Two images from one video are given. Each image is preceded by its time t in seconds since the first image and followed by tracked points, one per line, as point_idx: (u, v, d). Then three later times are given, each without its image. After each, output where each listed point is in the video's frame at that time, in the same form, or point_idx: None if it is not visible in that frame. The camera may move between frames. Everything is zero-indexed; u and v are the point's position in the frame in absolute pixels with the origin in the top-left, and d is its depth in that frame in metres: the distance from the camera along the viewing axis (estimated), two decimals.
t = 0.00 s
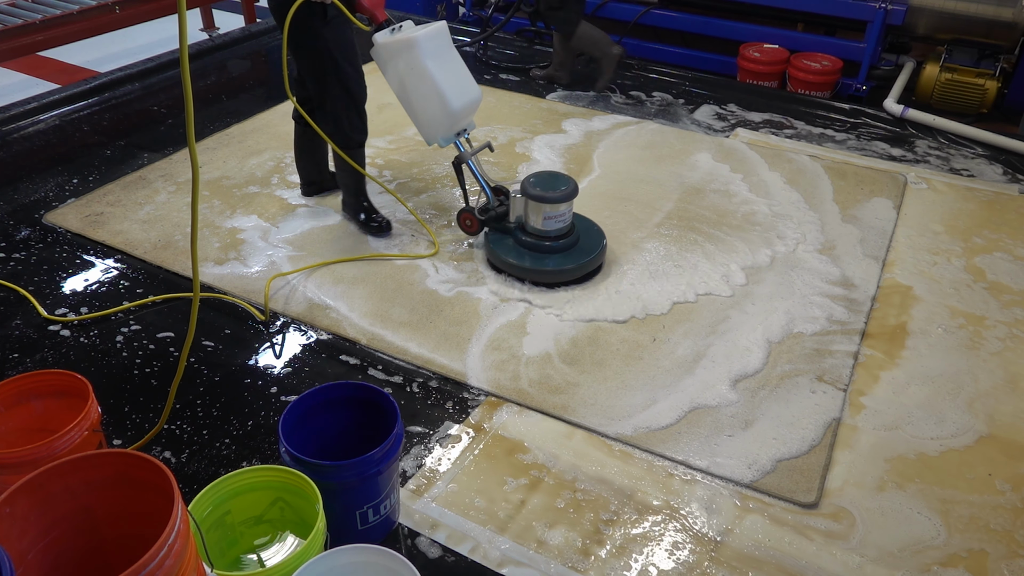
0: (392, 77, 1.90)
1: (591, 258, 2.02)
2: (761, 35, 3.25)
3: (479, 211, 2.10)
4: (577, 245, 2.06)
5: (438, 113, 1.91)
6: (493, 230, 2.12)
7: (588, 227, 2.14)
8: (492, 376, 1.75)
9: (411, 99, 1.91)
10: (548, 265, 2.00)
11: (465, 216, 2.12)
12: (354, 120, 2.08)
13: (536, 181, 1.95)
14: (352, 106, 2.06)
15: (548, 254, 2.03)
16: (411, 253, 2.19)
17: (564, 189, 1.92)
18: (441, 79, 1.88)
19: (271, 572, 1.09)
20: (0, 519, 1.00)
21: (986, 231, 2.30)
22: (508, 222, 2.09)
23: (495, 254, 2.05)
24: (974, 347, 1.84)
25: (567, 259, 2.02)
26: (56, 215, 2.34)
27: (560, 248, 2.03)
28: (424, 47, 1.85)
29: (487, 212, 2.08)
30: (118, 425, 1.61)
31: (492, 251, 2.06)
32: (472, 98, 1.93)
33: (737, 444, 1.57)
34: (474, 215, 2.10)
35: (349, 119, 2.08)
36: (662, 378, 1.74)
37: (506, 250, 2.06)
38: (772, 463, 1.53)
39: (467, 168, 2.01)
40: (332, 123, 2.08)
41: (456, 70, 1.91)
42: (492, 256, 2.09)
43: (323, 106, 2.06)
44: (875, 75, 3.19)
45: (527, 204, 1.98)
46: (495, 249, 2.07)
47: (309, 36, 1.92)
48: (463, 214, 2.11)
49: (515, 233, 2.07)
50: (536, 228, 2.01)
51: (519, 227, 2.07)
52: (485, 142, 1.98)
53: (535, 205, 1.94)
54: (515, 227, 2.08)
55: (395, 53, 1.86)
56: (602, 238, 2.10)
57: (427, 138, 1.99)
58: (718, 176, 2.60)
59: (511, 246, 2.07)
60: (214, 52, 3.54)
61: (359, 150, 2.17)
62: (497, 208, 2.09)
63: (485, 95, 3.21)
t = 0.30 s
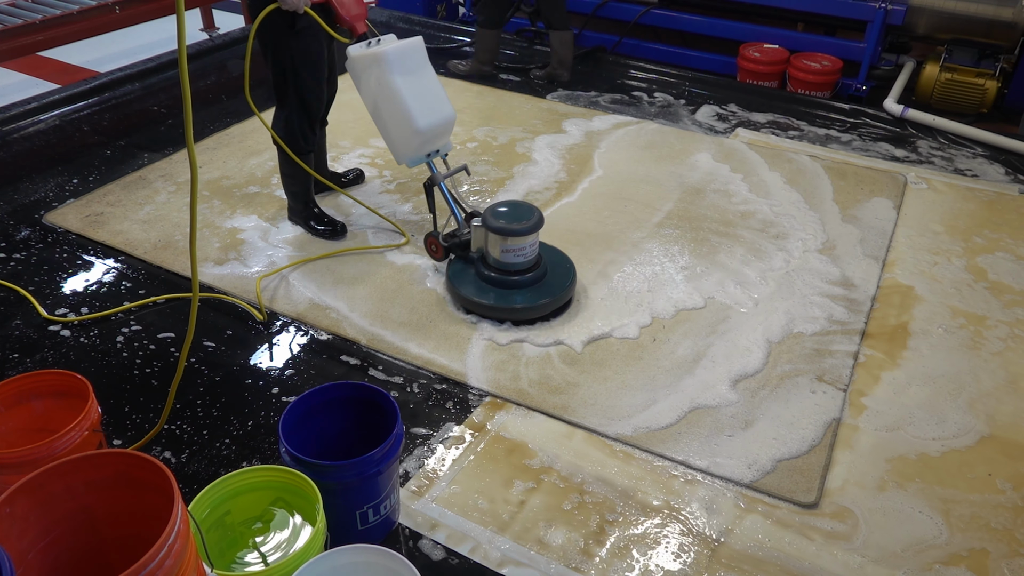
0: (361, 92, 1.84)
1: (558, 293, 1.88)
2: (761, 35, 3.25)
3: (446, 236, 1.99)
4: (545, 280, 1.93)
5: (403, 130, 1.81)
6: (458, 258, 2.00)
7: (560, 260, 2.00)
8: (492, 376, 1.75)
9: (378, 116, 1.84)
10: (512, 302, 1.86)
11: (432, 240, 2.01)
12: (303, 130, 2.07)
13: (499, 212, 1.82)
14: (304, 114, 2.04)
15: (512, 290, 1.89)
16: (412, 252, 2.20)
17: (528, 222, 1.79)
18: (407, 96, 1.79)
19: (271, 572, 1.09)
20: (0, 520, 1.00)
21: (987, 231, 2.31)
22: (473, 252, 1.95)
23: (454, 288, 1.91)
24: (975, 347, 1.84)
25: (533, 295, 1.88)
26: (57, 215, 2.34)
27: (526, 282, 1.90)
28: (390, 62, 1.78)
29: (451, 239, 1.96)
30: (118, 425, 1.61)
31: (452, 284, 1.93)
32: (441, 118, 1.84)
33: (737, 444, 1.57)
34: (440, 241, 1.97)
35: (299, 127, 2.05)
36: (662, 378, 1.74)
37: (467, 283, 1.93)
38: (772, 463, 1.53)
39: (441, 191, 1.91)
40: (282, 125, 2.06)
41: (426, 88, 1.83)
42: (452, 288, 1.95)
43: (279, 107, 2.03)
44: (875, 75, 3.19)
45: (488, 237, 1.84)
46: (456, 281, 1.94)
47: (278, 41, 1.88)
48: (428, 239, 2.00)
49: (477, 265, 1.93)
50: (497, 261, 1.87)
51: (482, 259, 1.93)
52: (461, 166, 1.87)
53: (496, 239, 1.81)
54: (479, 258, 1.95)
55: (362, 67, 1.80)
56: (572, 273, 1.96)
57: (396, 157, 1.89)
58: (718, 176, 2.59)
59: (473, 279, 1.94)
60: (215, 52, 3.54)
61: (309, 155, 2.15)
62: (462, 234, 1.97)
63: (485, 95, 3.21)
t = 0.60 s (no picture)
0: (342, 112, 1.76)
1: (534, 330, 1.75)
2: (761, 35, 3.24)
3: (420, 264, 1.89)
4: (520, 316, 1.79)
5: (377, 153, 1.71)
6: (430, 289, 1.89)
7: (540, 295, 1.86)
8: (492, 376, 1.75)
9: (355, 137, 1.75)
10: (481, 340, 1.73)
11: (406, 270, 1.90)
12: (290, 139, 2.08)
13: (467, 242, 1.68)
14: (290, 123, 2.05)
15: (484, 327, 1.76)
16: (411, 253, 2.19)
17: (497, 254, 1.64)
18: (382, 117, 1.69)
19: (271, 572, 1.09)
20: (1, 519, 1.00)
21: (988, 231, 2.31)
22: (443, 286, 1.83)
23: (421, 325, 1.79)
24: (976, 347, 1.84)
25: (506, 333, 1.75)
26: (56, 215, 2.34)
27: (498, 319, 1.76)
28: (367, 81, 1.69)
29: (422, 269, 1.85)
30: (118, 425, 1.61)
31: (420, 320, 1.80)
32: (420, 141, 1.72)
33: (737, 444, 1.57)
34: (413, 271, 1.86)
35: (284, 137, 2.07)
36: (662, 378, 1.74)
37: (437, 317, 1.81)
38: (772, 463, 1.53)
39: (422, 216, 1.79)
40: (268, 134, 2.08)
41: (406, 110, 1.73)
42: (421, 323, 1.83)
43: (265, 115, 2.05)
44: (875, 75, 3.19)
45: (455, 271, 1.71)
46: (424, 316, 1.82)
47: (257, 52, 1.90)
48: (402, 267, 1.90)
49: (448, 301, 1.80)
50: (466, 296, 1.74)
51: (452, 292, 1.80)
52: (445, 194, 1.72)
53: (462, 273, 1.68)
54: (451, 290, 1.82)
55: (340, 86, 1.72)
56: (549, 310, 1.82)
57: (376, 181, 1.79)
58: (718, 176, 2.60)
59: (444, 313, 1.81)
60: (215, 52, 3.54)
61: (302, 162, 2.15)
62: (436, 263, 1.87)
63: (485, 95, 3.21)
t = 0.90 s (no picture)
0: (337, 134, 1.77)
1: (526, 361, 1.63)
2: (761, 35, 3.25)
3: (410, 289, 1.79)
4: (513, 348, 1.68)
5: (368, 174, 1.69)
6: (419, 316, 1.78)
7: (535, 326, 1.74)
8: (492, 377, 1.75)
9: (349, 158, 1.74)
10: (469, 372, 1.62)
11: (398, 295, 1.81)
12: (285, 145, 2.08)
13: (455, 270, 1.58)
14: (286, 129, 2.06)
15: (475, 358, 1.65)
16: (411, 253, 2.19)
17: (485, 285, 1.54)
18: (372, 136, 1.68)
19: (271, 572, 1.09)
20: (0, 520, 1.00)
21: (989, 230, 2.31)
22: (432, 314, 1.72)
23: (407, 356, 1.66)
24: (977, 347, 1.84)
25: (498, 364, 1.63)
26: (56, 215, 2.34)
27: (490, 349, 1.65)
28: (357, 101, 1.69)
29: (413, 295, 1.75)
30: (118, 425, 1.61)
31: (405, 351, 1.68)
32: (411, 160, 1.69)
33: (737, 444, 1.57)
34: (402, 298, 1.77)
35: (279, 144, 2.08)
36: (662, 378, 1.74)
37: (425, 345, 1.70)
38: (772, 464, 1.53)
39: (416, 239, 1.72)
40: (265, 140, 2.09)
41: (397, 129, 1.71)
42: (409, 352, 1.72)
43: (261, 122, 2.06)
44: (875, 75, 3.19)
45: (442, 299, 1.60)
46: (413, 344, 1.71)
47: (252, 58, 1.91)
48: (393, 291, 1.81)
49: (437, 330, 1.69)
50: (454, 325, 1.63)
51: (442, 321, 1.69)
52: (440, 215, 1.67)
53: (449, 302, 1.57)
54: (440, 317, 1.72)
55: (332, 106, 1.72)
56: (542, 341, 1.70)
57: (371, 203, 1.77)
58: (718, 176, 2.60)
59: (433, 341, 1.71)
60: (215, 52, 3.54)
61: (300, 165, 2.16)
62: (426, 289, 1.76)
63: (485, 95, 3.21)
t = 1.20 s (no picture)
0: (339, 150, 1.77)
1: (547, 368, 1.60)
2: (761, 35, 3.25)
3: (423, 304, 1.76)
4: (531, 356, 1.65)
5: (373, 190, 1.69)
6: (434, 331, 1.75)
7: (552, 333, 1.71)
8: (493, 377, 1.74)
9: (352, 174, 1.74)
10: (489, 384, 1.59)
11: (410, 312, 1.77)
12: (284, 146, 2.09)
13: (468, 281, 1.55)
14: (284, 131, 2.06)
15: (494, 369, 1.62)
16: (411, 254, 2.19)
17: (500, 294, 1.51)
18: (375, 150, 1.68)
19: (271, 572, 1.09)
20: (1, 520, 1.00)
21: (990, 230, 2.31)
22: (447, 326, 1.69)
23: (425, 372, 1.63)
24: (979, 347, 1.84)
25: (519, 374, 1.60)
26: (56, 215, 2.34)
27: (509, 358, 1.62)
28: (357, 116, 1.68)
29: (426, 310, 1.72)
30: (118, 425, 1.61)
31: (423, 367, 1.65)
32: (415, 173, 1.69)
33: (737, 444, 1.57)
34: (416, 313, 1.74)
35: (278, 146, 2.08)
36: (662, 378, 1.74)
37: (442, 360, 1.67)
38: (772, 464, 1.53)
39: (426, 253, 1.70)
40: (262, 142, 2.09)
41: (399, 142, 1.70)
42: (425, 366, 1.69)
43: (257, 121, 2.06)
44: (875, 75, 3.19)
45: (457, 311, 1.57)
46: (430, 360, 1.68)
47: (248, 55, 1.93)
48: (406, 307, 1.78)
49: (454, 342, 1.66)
50: (471, 337, 1.60)
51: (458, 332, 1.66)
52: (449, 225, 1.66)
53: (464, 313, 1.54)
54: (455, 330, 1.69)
55: (333, 123, 1.72)
56: (561, 347, 1.67)
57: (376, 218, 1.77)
58: (718, 176, 2.60)
59: (449, 354, 1.68)
60: (215, 52, 3.54)
61: (297, 164, 2.16)
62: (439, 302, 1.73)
63: (485, 95, 3.21)
